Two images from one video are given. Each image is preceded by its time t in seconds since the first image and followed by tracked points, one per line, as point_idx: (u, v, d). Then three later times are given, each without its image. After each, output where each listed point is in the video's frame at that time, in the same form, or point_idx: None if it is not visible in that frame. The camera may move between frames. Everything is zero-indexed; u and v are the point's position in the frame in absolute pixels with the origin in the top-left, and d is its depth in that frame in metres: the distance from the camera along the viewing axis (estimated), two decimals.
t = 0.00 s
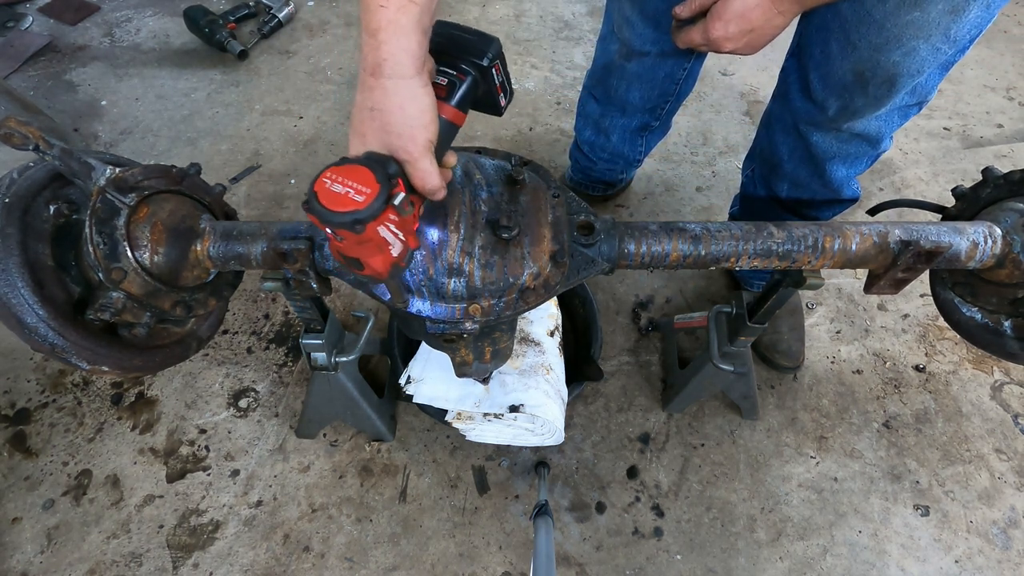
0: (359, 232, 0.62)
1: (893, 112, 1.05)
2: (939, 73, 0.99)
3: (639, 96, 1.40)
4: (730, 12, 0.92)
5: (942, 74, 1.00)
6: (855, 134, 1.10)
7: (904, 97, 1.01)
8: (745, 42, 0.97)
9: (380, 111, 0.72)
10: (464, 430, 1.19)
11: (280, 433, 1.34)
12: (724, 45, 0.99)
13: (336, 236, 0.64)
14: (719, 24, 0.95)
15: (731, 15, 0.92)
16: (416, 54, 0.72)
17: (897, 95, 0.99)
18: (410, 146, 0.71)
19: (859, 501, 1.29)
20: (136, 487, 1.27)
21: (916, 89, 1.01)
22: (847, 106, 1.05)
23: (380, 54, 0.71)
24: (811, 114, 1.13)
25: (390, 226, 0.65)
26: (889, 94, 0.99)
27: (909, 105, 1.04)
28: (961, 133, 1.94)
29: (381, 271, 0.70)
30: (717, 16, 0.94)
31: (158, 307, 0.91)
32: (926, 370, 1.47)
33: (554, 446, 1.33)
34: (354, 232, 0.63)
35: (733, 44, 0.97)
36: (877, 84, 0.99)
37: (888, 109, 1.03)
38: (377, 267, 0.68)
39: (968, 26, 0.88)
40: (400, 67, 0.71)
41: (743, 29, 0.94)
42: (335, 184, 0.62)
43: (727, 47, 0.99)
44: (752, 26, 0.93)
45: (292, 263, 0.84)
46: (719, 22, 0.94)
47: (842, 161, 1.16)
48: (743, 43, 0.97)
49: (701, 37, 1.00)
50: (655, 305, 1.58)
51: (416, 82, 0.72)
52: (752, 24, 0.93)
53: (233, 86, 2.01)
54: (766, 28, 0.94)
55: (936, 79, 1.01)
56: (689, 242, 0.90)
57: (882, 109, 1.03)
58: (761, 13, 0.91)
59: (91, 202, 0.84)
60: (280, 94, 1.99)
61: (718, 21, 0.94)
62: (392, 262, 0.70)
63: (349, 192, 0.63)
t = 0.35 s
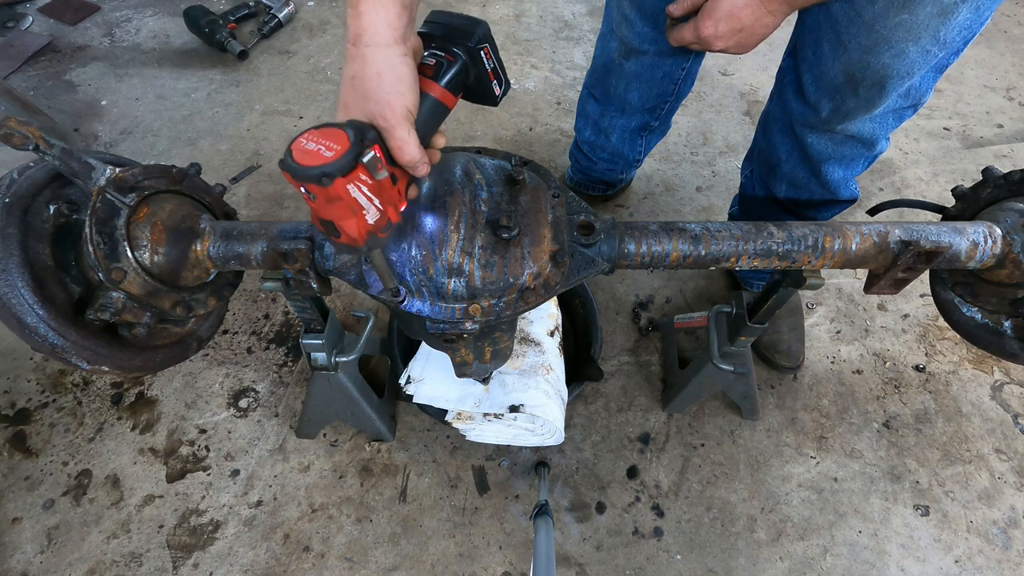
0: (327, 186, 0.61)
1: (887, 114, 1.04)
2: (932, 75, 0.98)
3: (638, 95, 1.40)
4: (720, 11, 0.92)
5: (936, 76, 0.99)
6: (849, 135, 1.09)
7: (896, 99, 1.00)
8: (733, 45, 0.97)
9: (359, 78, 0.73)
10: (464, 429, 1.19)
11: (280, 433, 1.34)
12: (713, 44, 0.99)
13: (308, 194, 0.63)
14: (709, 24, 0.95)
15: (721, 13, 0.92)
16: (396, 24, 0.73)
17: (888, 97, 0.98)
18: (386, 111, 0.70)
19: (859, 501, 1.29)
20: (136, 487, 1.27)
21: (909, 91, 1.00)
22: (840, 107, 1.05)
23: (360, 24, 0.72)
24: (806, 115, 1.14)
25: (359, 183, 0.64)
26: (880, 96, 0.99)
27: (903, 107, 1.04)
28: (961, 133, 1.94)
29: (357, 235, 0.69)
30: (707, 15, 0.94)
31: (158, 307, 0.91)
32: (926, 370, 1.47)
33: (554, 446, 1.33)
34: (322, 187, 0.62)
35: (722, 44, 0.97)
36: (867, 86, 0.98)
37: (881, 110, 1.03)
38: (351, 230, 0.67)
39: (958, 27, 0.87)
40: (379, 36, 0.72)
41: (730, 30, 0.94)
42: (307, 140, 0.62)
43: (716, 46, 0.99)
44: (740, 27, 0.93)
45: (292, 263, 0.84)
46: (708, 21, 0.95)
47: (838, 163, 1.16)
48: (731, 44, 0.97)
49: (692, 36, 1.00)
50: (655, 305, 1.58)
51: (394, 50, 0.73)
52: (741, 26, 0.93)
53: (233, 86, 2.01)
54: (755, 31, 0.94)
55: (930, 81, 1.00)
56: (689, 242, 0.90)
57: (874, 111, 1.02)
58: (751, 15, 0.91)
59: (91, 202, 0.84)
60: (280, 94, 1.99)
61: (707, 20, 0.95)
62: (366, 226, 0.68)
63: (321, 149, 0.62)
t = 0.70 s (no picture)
0: (311, 144, 0.60)
1: (886, 115, 1.04)
2: (932, 77, 0.98)
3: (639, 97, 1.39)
4: (623, 142, 0.61)
5: (936, 78, 0.99)
6: (849, 137, 1.09)
7: (896, 102, 1.00)
8: (595, 217, 0.69)
9: (356, 60, 0.75)
10: (464, 430, 1.19)
11: (280, 433, 1.34)
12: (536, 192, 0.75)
13: (296, 157, 0.61)
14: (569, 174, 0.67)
15: (617, 151, 0.61)
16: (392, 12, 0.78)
17: (888, 100, 0.98)
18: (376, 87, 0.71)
19: (859, 501, 1.29)
20: (136, 487, 1.27)
21: (909, 93, 1.00)
22: (839, 110, 1.05)
23: (358, 12, 0.77)
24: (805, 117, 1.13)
25: (346, 146, 0.62)
26: (881, 99, 0.99)
27: (903, 108, 1.04)
28: (961, 133, 1.94)
29: (346, 207, 0.65)
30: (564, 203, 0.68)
31: (158, 307, 0.91)
32: (926, 370, 1.47)
33: (554, 446, 1.34)
34: (307, 147, 0.60)
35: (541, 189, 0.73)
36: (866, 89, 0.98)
37: (882, 112, 1.03)
38: (339, 200, 0.64)
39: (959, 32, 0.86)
40: (374, 21, 0.76)
41: (632, 177, 0.63)
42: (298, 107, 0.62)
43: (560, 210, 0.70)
44: (641, 164, 0.62)
45: (292, 264, 0.85)
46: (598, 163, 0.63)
47: (838, 164, 1.16)
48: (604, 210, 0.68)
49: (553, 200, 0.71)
50: (655, 305, 1.58)
51: (388, 32, 0.76)
52: (642, 172, 0.63)
53: (233, 86, 2.01)
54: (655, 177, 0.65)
55: (931, 83, 1.00)
56: (689, 242, 0.90)
57: (874, 114, 1.02)
58: (659, 158, 0.62)
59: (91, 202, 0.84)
60: (280, 94, 1.99)
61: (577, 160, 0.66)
62: (355, 197, 0.65)
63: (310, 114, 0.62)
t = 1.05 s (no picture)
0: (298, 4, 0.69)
1: (877, 119, 1.04)
2: (923, 81, 0.97)
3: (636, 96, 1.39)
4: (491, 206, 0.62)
5: (929, 83, 0.99)
6: (841, 140, 1.09)
7: (886, 106, 1.00)
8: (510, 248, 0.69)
9: None
10: (464, 429, 1.19)
11: (280, 433, 1.34)
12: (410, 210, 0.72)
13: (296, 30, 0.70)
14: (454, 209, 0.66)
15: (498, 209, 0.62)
16: None
17: (876, 104, 0.98)
18: None
19: (859, 501, 1.29)
20: (136, 487, 1.27)
21: (901, 98, 0.99)
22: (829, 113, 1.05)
23: None
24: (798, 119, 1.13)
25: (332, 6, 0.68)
26: (867, 103, 0.99)
27: (895, 112, 1.03)
28: (961, 133, 1.94)
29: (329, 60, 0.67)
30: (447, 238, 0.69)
31: (158, 307, 0.91)
32: (926, 370, 1.47)
33: (554, 446, 1.34)
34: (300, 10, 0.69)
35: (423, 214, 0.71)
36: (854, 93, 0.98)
37: (872, 116, 1.03)
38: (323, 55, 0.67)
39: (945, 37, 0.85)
40: None
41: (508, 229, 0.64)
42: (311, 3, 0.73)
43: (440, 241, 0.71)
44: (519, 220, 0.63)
45: (292, 263, 0.86)
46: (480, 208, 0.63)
47: (832, 166, 1.16)
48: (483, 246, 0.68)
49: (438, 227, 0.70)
50: (655, 305, 1.58)
51: None
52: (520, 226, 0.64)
53: (233, 86, 2.01)
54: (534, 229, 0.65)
55: (923, 87, 0.99)
56: (689, 242, 0.90)
57: (863, 117, 1.02)
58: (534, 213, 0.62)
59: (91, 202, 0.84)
60: (280, 94, 1.99)
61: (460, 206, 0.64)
62: (335, 50, 0.66)
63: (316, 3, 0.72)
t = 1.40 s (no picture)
0: None
1: (871, 120, 1.04)
2: (917, 82, 0.97)
3: (633, 99, 1.38)
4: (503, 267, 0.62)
5: (922, 83, 0.99)
6: (836, 141, 1.10)
7: (880, 107, 1.00)
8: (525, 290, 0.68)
9: None
10: (464, 430, 1.19)
11: (280, 433, 1.34)
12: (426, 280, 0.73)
13: None
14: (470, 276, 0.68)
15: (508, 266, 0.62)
16: None
17: (870, 105, 0.98)
18: None
19: (859, 501, 1.29)
20: (136, 487, 1.27)
21: (894, 100, 1.00)
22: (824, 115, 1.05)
23: None
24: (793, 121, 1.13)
25: None
26: (860, 105, 0.98)
27: (889, 113, 1.03)
28: (961, 133, 1.94)
29: None
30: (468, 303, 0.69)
31: (158, 307, 0.90)
32: (926, 370, 1.47)
33: (554, 446, 1.34)
34: None
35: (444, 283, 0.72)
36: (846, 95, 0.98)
37: (867, 117, 1.03)
38: None
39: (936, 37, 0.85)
40: None
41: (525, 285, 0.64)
42: None
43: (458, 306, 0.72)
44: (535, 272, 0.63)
45: (292, 263, 0.86)
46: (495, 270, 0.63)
47: (828, 167, 1.17)
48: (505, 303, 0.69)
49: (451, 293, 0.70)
50: (655, 305, 1.58)
51: None
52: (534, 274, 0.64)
53: (233, 86, 2.01)
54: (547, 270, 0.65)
55: (917, 89, 1.00)
56: (689, 242, 0.90)
57: (858, 118, 1.03)
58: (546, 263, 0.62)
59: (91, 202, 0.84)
60: (280, 94, 1.99)
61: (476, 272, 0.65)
62: None
63: None
